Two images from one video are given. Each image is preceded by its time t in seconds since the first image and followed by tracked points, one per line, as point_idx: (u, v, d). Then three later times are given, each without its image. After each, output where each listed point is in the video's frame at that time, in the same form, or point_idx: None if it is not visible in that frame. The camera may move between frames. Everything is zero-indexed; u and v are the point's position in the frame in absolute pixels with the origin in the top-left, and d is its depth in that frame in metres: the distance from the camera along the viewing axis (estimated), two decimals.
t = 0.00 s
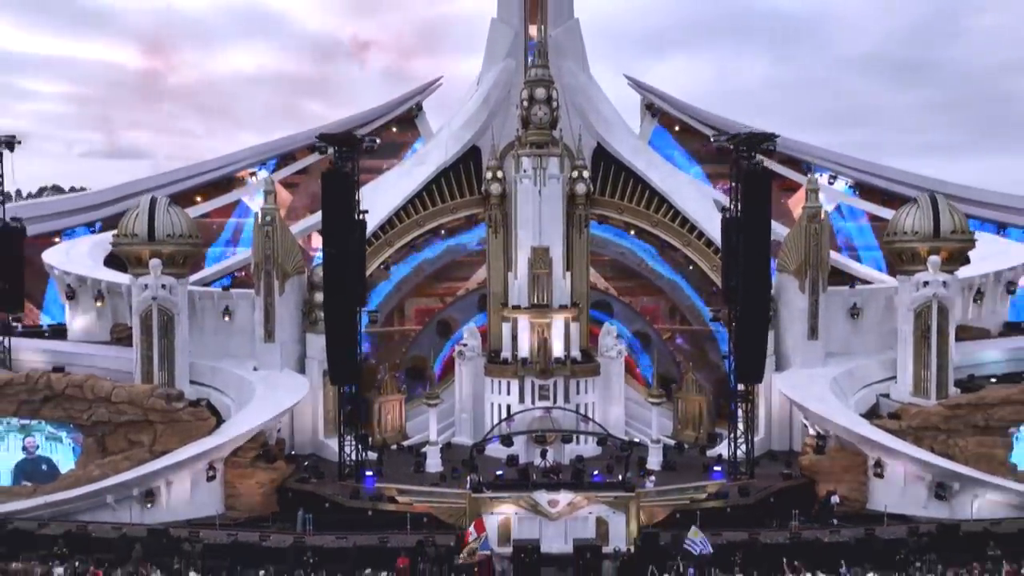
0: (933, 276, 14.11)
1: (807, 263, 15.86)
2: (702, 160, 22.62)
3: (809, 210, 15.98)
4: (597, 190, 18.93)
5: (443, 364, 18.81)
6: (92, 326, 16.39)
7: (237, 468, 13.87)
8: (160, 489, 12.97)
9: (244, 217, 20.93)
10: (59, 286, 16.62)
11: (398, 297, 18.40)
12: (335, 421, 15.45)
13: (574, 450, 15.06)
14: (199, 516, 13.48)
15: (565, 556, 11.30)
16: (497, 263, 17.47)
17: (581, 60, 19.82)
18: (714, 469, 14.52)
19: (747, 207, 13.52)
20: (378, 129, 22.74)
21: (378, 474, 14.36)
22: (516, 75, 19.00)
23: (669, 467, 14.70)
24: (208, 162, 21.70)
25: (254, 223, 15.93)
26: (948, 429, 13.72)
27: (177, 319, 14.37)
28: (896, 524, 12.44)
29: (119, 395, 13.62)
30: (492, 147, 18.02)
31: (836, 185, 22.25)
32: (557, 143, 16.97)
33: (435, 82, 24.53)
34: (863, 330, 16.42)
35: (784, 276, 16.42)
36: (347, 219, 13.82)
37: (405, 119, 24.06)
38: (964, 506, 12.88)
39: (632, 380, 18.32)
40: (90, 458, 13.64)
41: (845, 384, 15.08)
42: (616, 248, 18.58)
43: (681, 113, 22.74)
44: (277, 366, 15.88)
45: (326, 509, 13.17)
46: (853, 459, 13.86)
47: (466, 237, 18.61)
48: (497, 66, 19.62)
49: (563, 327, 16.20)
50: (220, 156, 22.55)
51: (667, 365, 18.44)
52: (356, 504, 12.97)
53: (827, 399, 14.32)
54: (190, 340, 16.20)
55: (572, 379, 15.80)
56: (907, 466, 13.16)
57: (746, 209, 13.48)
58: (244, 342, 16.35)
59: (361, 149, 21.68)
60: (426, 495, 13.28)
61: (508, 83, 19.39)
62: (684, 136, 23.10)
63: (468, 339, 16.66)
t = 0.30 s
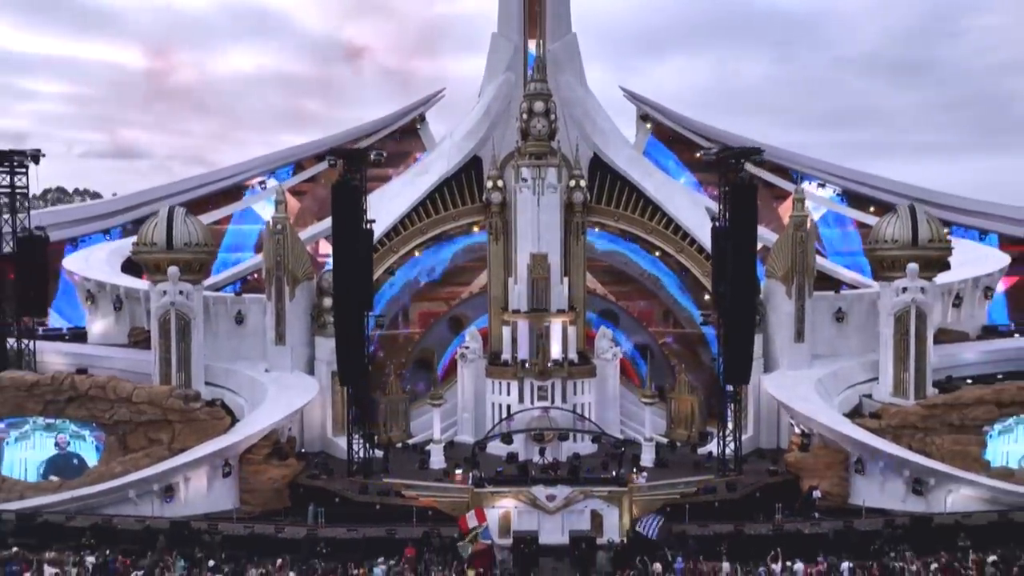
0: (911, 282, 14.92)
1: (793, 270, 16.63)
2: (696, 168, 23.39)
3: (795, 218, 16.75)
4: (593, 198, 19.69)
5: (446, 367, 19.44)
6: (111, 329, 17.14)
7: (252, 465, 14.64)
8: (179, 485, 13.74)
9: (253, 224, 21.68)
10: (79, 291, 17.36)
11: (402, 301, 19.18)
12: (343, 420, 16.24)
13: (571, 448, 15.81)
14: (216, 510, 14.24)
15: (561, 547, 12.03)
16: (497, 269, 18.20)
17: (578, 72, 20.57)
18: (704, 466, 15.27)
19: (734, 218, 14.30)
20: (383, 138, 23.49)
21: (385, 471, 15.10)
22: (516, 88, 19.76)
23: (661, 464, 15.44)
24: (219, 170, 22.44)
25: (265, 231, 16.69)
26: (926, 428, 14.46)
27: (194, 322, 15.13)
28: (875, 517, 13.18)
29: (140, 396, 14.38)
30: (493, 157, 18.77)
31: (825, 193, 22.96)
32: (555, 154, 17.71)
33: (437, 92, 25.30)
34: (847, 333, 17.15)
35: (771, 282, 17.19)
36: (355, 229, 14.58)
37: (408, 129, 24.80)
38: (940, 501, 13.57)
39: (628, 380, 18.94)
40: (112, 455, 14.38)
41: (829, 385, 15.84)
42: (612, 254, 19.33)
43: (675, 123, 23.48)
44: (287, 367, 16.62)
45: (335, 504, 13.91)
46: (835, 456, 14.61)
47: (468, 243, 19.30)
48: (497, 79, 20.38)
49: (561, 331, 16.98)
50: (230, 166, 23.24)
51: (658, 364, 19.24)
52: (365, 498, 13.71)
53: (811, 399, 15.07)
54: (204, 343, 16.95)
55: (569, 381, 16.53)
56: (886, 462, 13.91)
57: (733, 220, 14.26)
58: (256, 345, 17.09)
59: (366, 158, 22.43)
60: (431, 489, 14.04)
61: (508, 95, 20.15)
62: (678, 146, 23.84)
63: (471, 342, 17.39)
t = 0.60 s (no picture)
0: (891, 287, 15.78)
1: (780, 275, 17.47)
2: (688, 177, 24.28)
3: (782, 226, 17.57)
4: (590, 206, 20.50)
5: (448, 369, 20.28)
6: (129, 332, 17.98)
7: (266, 461, 15.48)
8: (197, 480, 14.55)
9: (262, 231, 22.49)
10: (98, 296, 18.20)
11: (406, 305, 20.02)
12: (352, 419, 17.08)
13: (568, 446, 16.60)
14: (232, 505, 15.06)
15: (558, 538, 12.81)
16: (498, 274, 18.99)
17: (575, 85, 21.41)
18: (695, 462, 16.09)
19: (721, 227, 15.14)
20: (387, 148, 24.32)
21: (391, 467, 15.91)
22: (516, 101, 20.59)
23: (654, 460, 16.25)
24: (229, 179, 23.27)
25: (277, 239, 17.52)
26: (903, 426, 15.31)
27: (209, 326, 15.91)
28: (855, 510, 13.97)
29: (160, 396, 15.17)
30: (493, 167, 19.57)
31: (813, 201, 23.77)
32: (553, 164, 18.53)
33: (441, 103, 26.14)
34: (832, 336, 17.96)
35: (759, 287, 18.00)
36: (364, 237, 15.40)
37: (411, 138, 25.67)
38: (916, 495, 14.40)
39: (621, 379, 19.89)
40: (133, 452, 15.21)
41: (814, 385, 16.66)
42: (607, 259, 20.11)
43: (670, 133, 24.32)
44: (297, 368, 17.44)
45: (345, 497, 14.73)
46: (819, 452, 15.38)
47: (470, 249, 20.11)
48: (498, 91, 21.21)
49: (559, 333, 17.81)
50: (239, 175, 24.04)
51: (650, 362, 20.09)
52: (373, 492, 14.52)
53: (796, 399, 15.88)
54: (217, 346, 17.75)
55: (566, 381, 17.37)
56: (866, 458, 14.71)
57: (720, 229, 15.09)
58: (267, 347, 17.92)
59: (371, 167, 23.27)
60: (436, 485, 14.85)
61: (508, 107, 20.97)
62: (672, 155, 24.71)
63: (472, 344, 18.19)
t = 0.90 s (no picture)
0: (870, 293, 16.59)
1: (767, 280, 18.31)
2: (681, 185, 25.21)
3: (769, 233, 18.42)
4: (587, 214, 21.34)
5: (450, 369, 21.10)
6: (147, 335, 18.86)
7: (278, 458, 16.37)
8: (213, 476, 15.42)
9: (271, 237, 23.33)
10: (117, 300, 19.09)
11: (410, 309, 20.87)
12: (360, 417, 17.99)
13: (564, 444, 17.45)
14: (247, 499, 15.92)
15: (554, 529, 13.65)
16: (498, 279, 19.83)
17: (572, 98, 22.28)
18: (685, 458, 16.95)
19: (709, 236, 16.01)
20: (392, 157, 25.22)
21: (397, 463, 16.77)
22: (515, 112, 21.43)
23: (647, 456, 17.11)
24: (239, 187, 24.12)
25: (288, 246, 18.37)
26: (882, 424, 16.17)
27: (224, 329, 16.72)
28: (834, 503, 14.86)
29: (178, 396, 16.02)
30: (494, 176, 20.40)
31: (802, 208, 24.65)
32: (551, 174, 19.37)
33: (444, 114, 26.93)
34: (817, 338, 18.83)
35: (748, 291, 18.85)
36: (372, 245, 16.28)
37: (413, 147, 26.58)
38: (893, 489, 15.28)
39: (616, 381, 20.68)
40: (153, 448, 16.10)
41: (799, 386, 17.50)
42: (603, 264, 20.91)
43: (664, 143, 25.18)
44: (307, 369, 18.30)
45: (354, 491, 15.59)
46: (803, 449, 16.28)
47: (471, 254, 20.93)
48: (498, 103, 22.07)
49: (556, 335, 18.63)
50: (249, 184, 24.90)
51: (647, 365, 20.66)
52: (381, 487, 15.38)
53: (782, 398, 16.74)
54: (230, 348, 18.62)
55: (563, 382, 18.22)
56: (846, 455, 15.57)
57: (708, 238, 15.95)
58: (278, 348, 18.76)
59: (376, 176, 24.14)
60: (440, 479, 15.71)
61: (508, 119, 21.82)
62: (665, 163, 25.63)
63: (474, 346, 19.03)
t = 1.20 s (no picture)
0: (853, 304, 17.40)
1: (755, 291, 19.17)
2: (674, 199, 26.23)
3: (758, 247, 19.18)
4: (584, 226, 22.24)
5: (452, 373, 21.48)
6: (164, 343, 19.78)
7: (291, 461, 17.27)
8: (229, 478, 16.31)
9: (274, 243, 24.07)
10: (135, 310, 20.00)
11: (415, 318, 21.76)
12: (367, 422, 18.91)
13: (562, 448, 18.27)
14: (261, 500, 16.83)
15: (551, 528, 14.54)
16: (499, 289, 20.70)
17: (570, 114, 23.18)
18: (676, 462, 17.84)
19: (698, 250, 17.02)
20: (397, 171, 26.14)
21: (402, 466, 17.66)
22: (515, 129, 22.32)
23: (640, 460, 18.01)
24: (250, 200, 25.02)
25: (298, 258, 19.24)
26: (863, 429, 17.04)
27: (238, 338, 17.56)
28: (816, 504, 15.76)
29: (196, 402, 16.91)
30: (494, 190, 21.28)
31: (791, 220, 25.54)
32: (549, 189, 20.26)
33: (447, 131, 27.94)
34: (804, 346, 19.71)
35: (737, 302, 19.73)
36: (379, 258, 17.23)
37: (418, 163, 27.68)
38: (873, 490, 16.17)
39: (611, 387, 21.22)
40: (172, 452, 17.02)
41: (786, 392, 18.37)
42: (600, 274, 21.79)
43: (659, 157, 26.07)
44: (316, 376, 19.19)
45: (362, 493, 16.48)
46: (787, 453, 17.28)
47: (473, 264, 21.81)
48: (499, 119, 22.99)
49: (554, 343, 19.47)
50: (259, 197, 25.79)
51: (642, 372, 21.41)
52: (388, 489, 16.26)
53: (769, 405, 17.60)
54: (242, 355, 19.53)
55: (561, 388, 19.10)
56: (828, 458, 16.47)
57: (698, 253, 16.87)
58: (288, 356, 19.64)
59: (381, 188, 25.03)
60: (443, 482, 16.58)
61: (508, 135, 22.70)
62: (659, 177, 26.63)
63: (476, 354, 19.90)
